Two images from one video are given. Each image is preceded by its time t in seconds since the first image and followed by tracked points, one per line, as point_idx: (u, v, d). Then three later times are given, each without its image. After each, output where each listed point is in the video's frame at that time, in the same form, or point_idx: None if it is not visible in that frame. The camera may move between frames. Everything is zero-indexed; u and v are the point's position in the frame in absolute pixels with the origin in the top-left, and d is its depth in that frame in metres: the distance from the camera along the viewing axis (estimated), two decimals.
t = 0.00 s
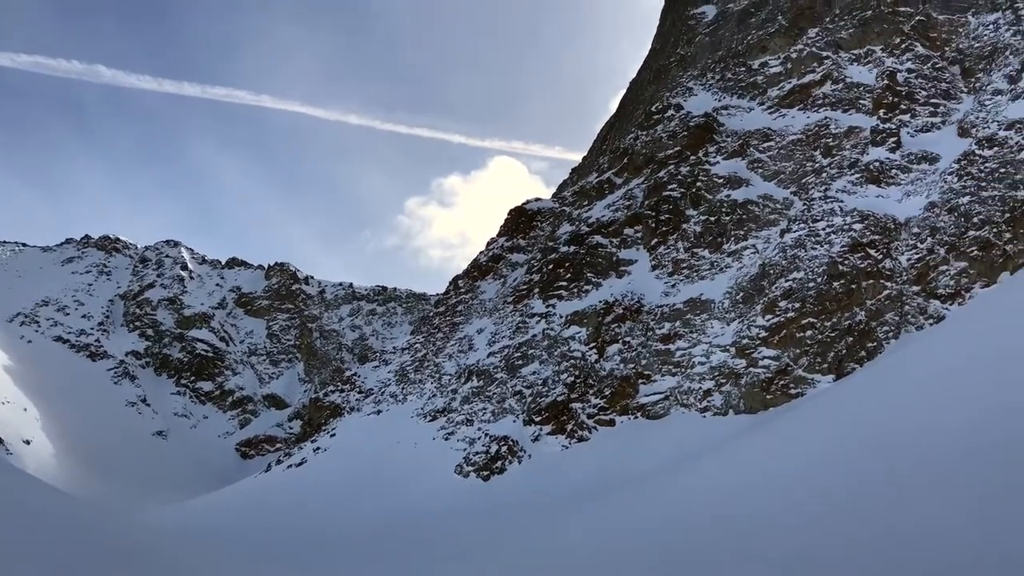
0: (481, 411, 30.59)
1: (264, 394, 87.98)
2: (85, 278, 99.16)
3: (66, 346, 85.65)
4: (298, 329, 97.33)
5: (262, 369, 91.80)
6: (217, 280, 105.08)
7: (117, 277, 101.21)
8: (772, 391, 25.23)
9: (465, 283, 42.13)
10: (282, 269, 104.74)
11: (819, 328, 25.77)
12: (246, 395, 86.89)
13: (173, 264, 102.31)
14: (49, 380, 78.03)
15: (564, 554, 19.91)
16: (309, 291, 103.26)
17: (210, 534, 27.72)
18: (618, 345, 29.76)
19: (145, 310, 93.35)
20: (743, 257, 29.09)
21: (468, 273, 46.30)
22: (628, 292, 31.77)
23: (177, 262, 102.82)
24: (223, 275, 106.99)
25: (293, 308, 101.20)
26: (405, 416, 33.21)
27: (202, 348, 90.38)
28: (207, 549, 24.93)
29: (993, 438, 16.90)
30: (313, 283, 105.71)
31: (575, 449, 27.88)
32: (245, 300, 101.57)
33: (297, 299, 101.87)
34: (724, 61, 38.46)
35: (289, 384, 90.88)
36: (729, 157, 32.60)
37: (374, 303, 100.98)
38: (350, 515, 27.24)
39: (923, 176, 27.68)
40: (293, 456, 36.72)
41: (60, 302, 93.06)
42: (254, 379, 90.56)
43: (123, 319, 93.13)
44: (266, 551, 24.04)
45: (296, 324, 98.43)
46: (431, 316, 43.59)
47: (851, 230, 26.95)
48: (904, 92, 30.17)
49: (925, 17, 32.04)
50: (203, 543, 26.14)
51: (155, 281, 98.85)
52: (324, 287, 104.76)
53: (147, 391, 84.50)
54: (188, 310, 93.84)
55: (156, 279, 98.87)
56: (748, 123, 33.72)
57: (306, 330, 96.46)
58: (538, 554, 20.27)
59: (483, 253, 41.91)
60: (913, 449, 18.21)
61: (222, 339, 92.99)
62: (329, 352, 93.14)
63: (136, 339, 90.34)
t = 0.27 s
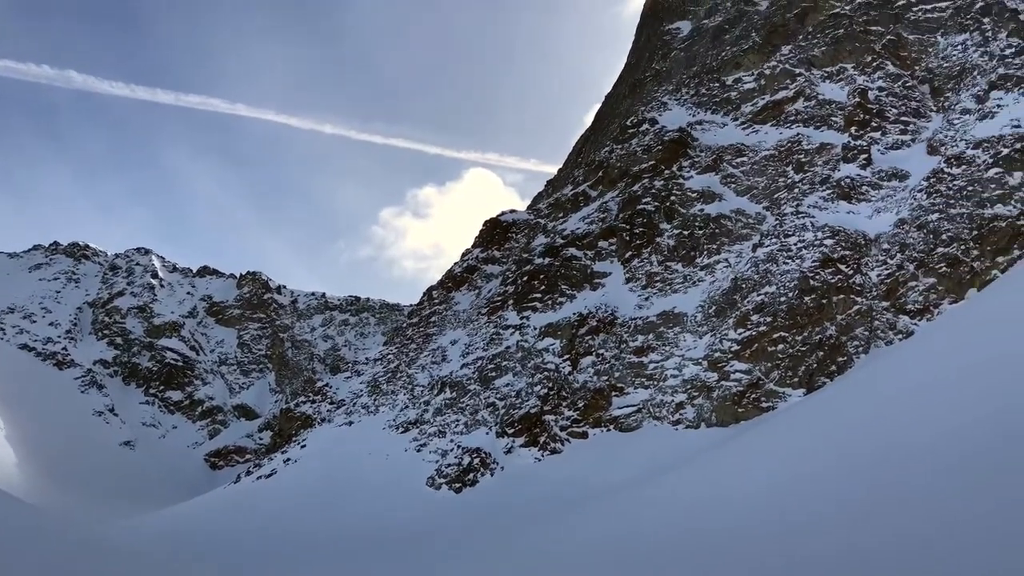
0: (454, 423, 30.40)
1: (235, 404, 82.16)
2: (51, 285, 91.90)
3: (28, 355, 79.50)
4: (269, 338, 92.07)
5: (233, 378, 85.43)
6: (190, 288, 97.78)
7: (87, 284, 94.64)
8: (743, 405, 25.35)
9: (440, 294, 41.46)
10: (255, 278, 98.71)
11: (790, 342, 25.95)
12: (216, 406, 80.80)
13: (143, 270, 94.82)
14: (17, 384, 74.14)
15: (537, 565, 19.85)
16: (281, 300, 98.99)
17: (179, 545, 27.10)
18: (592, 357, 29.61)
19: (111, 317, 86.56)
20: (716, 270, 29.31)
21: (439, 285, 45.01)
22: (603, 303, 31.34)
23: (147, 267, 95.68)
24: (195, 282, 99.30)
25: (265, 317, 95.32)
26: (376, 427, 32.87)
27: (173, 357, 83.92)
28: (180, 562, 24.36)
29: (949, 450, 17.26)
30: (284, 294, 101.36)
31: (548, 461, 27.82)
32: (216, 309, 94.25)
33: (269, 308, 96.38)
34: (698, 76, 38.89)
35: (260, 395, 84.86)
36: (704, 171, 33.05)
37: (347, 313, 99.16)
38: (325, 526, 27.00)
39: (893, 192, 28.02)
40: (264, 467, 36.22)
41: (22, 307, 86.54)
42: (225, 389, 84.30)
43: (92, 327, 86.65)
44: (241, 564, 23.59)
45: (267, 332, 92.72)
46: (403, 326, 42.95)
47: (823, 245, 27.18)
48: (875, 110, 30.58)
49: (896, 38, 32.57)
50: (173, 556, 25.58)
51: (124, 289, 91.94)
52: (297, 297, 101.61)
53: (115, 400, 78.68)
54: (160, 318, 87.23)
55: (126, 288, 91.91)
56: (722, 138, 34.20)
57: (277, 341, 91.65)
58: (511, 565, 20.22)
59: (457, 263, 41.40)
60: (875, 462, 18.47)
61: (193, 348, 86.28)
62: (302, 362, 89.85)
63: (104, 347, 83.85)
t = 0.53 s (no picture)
0: (424, 436, 30.24)
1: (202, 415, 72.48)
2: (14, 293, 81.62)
3: None
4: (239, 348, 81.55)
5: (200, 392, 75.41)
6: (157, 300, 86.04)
7: (52, 294, 83.81)
8: (713, 419, 25.45)
9: (411, 306, 41.01)
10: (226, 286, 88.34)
11: (759, 356, 26.17)
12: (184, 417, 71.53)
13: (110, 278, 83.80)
14: None
15: None
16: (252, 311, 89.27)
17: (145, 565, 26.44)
18: (563, 370, 29.55)
19: (77, 325, 76.22)
20: (686, 284, 29.47)
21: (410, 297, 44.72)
22: (574, 317, 31.69)
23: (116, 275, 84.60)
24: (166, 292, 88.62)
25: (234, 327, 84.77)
26: (346, 439, 32.63)
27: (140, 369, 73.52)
28: None
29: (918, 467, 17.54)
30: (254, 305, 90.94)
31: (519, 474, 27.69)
32: (186, 321, 83.73)
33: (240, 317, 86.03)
34: (670, 93, 39.31)
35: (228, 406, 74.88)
36: (675, 187, 33.29)
37: (320, 323, 88.85)
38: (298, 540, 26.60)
39: (861, 210, 28.42)
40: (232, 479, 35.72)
41: None
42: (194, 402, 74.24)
43: (57, 336, 76.24)
44: None
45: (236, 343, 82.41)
46: (373, 337, 42.70)
47: (792, 261, 27.45)
48: (843, 129, 31.06)
49: (864, 58, 33.22)
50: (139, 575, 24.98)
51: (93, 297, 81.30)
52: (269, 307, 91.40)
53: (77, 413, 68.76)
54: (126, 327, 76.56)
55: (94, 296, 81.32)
56: (693, 155, 34.53)
57: (248, 351, 81.51)
58: None
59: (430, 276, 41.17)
60: (846, 478, 18.65)
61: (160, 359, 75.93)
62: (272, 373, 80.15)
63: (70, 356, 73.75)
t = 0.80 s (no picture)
0: (393, 449, 29.97)
1: (169, 428, 68.82)
2: None
3: None
4: (206, 360, 74.76)
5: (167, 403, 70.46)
6: (125, 308, 80.32)
7: (13, 302, 79.00)
8: (681, 433, 25.53)
9: (382, 317, 40.80)
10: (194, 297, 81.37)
11: (728, 371, 26.31)
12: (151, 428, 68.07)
13: (76, 286, 79.50)
14: None
15: None
16: (219, 321, 80.15)
17: None
18: (534, 384, 29.40)
19: (40, 335, 72.08)
20: (657, 299, 29.57)
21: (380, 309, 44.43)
22: (545, 331, 31.62)
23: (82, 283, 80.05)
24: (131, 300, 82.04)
25: (201, 338, 77.72)
26: (314, 452, 32.30)
27: (104, 378, 69.80)
28: None
29: (883, 483, 17.76)
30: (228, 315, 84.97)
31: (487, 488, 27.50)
32: (153, 330, 78.03)
33: (207, 328, 78.80)
34: (643, 109, 39.61)
35: (196, 419, 69.73)
36: (646, 202, 33.35)
37: (287, 334, 80.65)
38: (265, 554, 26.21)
39: (829, 227, 28.78)
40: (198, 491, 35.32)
41: None
42: (161, 413, 70.27)
43: (17, 345, 72.06)
44: None
45: (205, 352, 75.60)
46: (342, 349, 42.39)
47: (760, 276, 27.65)
48: (812, 147, 31.52)
49: (832, 78, 33.89)
50: None
51: (56, 306, 76.95)
52: (236, 318, 82.27)
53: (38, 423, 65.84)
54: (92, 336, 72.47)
55: (58, 305, 76.86)
56: (665, 170, 34.75)
57: (214, 362, 74.25)
58: None
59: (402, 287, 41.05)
60: (812, 493, 18.79)
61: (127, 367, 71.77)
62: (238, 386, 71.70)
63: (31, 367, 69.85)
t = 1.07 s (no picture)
0: (362, 459, 29.71)
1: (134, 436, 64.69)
2: None
3: None
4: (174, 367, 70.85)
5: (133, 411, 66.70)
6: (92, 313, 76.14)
7: None
8: (652, 445, 25.68)
9: (353, 327, 40.56)
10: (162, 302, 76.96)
11: (698, 384, 26.51)
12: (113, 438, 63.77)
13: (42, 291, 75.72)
14: None
15: None
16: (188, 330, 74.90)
17: None
18: (505, 395, 29.42)
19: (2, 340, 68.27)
20: (629, 311, 29.66)
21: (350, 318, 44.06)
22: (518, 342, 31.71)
23: (47, 288, 76.25)
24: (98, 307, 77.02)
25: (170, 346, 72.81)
26: (281, 462, 31.88)
27: (69, 384, 66.07)
28: None
29: (852, 508, 18.25)
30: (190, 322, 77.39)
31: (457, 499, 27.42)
32: (119, 335, 73.57)
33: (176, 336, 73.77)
34: (617, 123, 39.69)
35: (162, 427, 66.12)
36: (618, 215, 33.33)
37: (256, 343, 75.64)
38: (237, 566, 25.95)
39: (798, 242, 29.10)
40: (162, 501, 34.59)
41: None
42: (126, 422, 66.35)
43: None
44: None
45: (173, 360, 71.65)
46: (312, 358, 41.92)
47: (731, 290, 27.88)
48: (783, 163, 31.88)
49: (803, 94, 34.25)
50: None
51: (21, 310, 73.35)
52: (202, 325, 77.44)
53: None
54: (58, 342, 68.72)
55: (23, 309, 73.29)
56: (638, 183, 34.90)
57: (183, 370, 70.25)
58: None
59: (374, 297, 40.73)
60: (784, 516, 19.17)
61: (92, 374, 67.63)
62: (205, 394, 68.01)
63: None
